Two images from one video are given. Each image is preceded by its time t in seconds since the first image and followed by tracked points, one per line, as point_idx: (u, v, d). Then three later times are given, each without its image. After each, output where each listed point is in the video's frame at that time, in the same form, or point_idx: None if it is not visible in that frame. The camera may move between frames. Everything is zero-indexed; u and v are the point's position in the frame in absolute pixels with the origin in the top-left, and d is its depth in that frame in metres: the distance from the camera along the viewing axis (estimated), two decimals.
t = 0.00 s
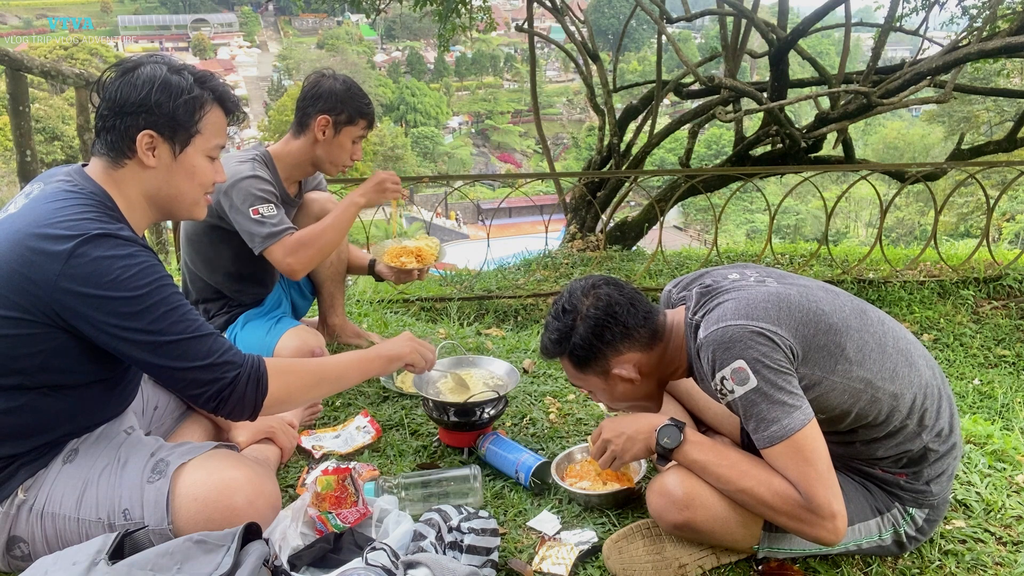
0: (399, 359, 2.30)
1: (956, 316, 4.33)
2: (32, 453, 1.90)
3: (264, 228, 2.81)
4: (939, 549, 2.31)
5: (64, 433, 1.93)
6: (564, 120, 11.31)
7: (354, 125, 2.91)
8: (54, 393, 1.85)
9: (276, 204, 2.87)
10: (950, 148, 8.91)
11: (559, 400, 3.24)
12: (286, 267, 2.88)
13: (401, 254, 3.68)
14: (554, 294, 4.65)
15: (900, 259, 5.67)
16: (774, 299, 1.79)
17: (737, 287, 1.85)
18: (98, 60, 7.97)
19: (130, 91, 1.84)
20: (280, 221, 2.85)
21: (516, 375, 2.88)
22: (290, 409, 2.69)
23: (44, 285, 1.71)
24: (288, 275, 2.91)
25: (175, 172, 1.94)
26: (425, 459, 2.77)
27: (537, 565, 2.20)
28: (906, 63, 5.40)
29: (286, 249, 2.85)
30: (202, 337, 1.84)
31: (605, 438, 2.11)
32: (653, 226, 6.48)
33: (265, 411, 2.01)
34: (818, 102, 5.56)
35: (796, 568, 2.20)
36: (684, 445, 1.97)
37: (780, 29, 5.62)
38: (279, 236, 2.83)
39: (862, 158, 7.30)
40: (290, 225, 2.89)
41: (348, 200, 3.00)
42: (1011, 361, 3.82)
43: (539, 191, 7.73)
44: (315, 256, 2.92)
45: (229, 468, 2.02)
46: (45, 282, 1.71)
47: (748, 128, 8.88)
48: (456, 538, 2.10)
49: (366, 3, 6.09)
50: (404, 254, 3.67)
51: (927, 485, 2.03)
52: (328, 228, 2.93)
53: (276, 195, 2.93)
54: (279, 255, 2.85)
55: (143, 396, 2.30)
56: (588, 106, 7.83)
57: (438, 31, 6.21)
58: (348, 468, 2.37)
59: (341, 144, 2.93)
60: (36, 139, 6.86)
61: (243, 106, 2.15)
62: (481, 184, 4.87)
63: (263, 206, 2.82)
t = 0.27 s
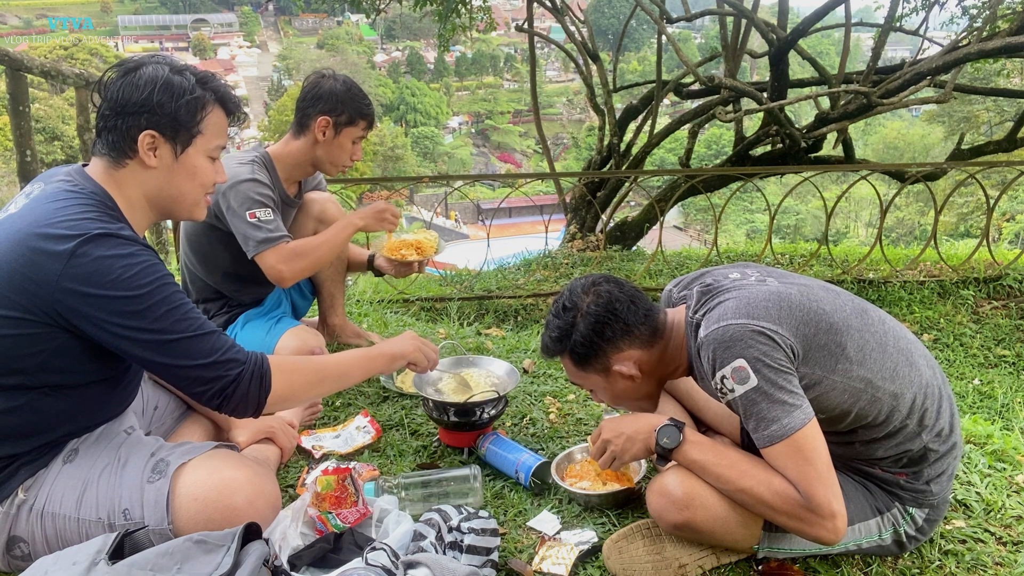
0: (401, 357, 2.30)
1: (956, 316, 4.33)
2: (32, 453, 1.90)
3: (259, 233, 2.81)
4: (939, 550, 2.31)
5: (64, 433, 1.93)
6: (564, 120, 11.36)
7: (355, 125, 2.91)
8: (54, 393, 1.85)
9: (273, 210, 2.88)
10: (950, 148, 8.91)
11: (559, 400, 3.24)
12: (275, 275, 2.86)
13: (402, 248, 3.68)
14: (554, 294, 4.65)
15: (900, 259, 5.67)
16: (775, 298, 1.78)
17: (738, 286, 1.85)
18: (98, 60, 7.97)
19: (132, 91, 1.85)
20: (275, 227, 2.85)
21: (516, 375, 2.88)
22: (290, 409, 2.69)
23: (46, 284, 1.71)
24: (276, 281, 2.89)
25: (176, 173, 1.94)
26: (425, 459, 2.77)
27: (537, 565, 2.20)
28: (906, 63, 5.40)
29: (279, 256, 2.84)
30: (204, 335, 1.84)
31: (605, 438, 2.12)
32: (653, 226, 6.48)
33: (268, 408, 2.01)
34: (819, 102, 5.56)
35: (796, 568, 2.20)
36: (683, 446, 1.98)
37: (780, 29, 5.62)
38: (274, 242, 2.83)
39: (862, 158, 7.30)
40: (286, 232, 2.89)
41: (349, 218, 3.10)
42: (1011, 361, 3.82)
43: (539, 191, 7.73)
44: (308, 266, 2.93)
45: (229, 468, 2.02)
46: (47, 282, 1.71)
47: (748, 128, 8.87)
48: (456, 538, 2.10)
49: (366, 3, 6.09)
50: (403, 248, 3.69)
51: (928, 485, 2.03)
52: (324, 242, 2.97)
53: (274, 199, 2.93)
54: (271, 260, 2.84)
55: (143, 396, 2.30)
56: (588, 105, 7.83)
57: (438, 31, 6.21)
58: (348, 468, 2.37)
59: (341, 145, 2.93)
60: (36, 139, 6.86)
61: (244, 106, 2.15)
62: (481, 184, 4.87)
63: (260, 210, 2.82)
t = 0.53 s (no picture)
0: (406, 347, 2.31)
1: (956, 316, 4.33)
2: (32, 452, 1.90)
3: (259, 234, 2.81)
4: (939, 550, 2.31)
5: (64, 433, 1.93)
6: (564, 120, 11.35)
7: (355, 127, 2.91)
8: (54, 393, 1.85)
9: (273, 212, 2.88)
10: (950, 148, 8.91)
11: (559, 400, 3.24)
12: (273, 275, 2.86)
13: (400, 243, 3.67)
14: (554, 294, 4.65)
15: (900, 259, 5.67)
16: (798, 289, 1.78)
17: (762, 274, 1.86)
18: (98, 60, 7.97)
19: (133, 92, 1.85)
20: (274, 229, 2.85)
21: (516, 375, 2.88)
22: (290, 409, 2.69)
23: (48, 284, 1.71)
24: (273, 283, 2.88)
25: (177, 173, 1.94)
26: (425, 459, 2.77)
27: (537, 565, 2.20)
28: (906, 63, 5.41)
29: (278, 258, 2.84)
30: (207, 333, 1.84)
31: (605, 437, 2.12)
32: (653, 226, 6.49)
33: (273, 402, 2.01)
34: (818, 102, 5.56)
35: (796, 568, 2.20)
36: (683, 445, 1.99)
37: (780, 29, 5.62)
38: (273, 244, 2.83)
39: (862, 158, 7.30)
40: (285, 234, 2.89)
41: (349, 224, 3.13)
42: (1012, 361, 3.82)
43: (539, 191, 7.73)
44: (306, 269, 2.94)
45: (229, 468, 2.02)
46: (48, 282, 1.71)
47: (748, 128, 8.87)
48: (456, 538, 2.10)
49: (366, 4, 6.09)
50: (401, 242, 3.67)
51: (931, 484, 2.03)
52: (324, 245, 2.98)
53: (274, 201, 2.93)
54: (270, 262, 2.83)
55: (143, 396, 2.30)
56: (587, 106, 7.83)
57: (438, 31, 6.21)
58: (348, 469, 2.37)
59: (342, 146, 2.93)
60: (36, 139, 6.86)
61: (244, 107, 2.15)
62: (481, 184, 4.87)
63: (260, 211, 2.83)
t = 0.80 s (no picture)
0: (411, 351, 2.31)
1: (956, 316, 4.33)
2: (33, 452, 1.90)
3: (260, 233, 2.81)
4: (939, 550, 2.31)
5: (64, 433, 1.93)
6: (564, 120, 11.35)
7: (355, 127, 2.91)
8: (54, 393, 1.85)
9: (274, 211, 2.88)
10: (950, 148, 8.91)
11: (559, 400, 3.25)
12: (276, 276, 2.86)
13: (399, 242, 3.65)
14: (555, 294, 4.66)
15: (900, 259, 5.67)
16: (849, 271, 1.80)
17: (813, 249, 1.87)
18: (98, 60, 7.98)
19: (135, 93, 1.85)
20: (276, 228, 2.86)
21: (516, 375, 2.87)
22: (290, 409, 2.69)
23: (51, 284, 1.71)
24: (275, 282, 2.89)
25: (179, 175, 1.94)
26: (425, 459, 2.77)
27: (537, 565, 2.20)
28: (906, 63, 5.41)
29: (280, 257, 2.85)
30: (213, 330, 1.84)
31: (606, 436, 2.12)
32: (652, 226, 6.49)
33: (278, 398, 2.02)
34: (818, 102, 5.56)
35: (796, 568, 2.20)
36: (682, 442, 1.99)
37: (780, 29, 5.62)
38: (274, 243, 2.83)
39: (862, 159, 7.30)
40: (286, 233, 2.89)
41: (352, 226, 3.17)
42: (1011, 361, 3.83)
43: (539, 191, 7.73)
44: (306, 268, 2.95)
45: (230, 468, 2.02)
46: (51, 282, 1.71)
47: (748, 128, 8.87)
48: (456, 538, 2.10)
49: (366, 3, 6.09)
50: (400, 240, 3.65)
51: (938, 487, 2.04)
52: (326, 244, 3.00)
53: (274, 200, 2.94)
54: (272, 261, 2.83)
55: (143, 396, 2.30)
56: (587, 105, 7.83)
57: (438, 31, 6.21)
58: (348, 468, 2.37)
59: (341, 146, 2.94)
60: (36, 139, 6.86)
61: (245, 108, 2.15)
62: (482, 184, 4.87)
63: (261, 211, 2.83)
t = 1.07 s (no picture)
0: (413, 350, 2.32)
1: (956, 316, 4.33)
2: (33, 452, 1.91)
3: (262, 230, 2.81)
4: (939, 549, 2.31)
5: (64, 433, 1.93)
6: (564, 120, 11.34)
7: (355, 126, 2.91)
8: (54, 393, 1.85)
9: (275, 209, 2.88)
10: (950, 148, 8.91)
11: (559, 400, 3.25)
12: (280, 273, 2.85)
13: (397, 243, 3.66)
14: (555, 294, 4.66)
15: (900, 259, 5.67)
16: (890, 251, 1.86)
17: (857, 225, 1.93)
18: (98, 60, 7.98)
19: (137, 93, 1.85)
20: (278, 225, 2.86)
21: (516, 375, 2.87)
22: (290, 409, 2.69)
23: (50, 284, 1.71)
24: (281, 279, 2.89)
25: (179, 174, 1.94)
26: (425, 459, 2.77)
27: (537, 565, 2.20)
28: (906, 63, 5.41)
29: (284, 253, 2.84)
30: (212, 331, 1.84)
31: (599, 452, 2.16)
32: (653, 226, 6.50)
33: (277, 400, 2.02)
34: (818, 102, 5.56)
35: (796, 568, 2.20)
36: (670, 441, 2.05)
37: (780, 29, 5.62)
38: (277, 239, 2.83)
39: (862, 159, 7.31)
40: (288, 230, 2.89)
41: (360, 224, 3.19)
42: (1011, 361, 3.83)
43: (539, 191, 7.73)
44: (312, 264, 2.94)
45: (230, 468, 2.02)
46: (51, 282, 1.71)
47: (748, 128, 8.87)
48: (456, 538, 2.10)
49: (366, 4, 6.09)
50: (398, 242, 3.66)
51: (939, 488, 2.06)
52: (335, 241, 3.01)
53: (275, 198, 2.94)
54: (276, 257, 2.83)
55: (143, 397, 2.30)
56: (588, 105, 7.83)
57: (438, 31, 6.21)
58: (348, 468, 2.37)
59: (341, 146, 2.93)
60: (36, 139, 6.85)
61: (245, 108, 2.15)
62: (482, 184, 4.87)
63: (262, 208, 2.83)
